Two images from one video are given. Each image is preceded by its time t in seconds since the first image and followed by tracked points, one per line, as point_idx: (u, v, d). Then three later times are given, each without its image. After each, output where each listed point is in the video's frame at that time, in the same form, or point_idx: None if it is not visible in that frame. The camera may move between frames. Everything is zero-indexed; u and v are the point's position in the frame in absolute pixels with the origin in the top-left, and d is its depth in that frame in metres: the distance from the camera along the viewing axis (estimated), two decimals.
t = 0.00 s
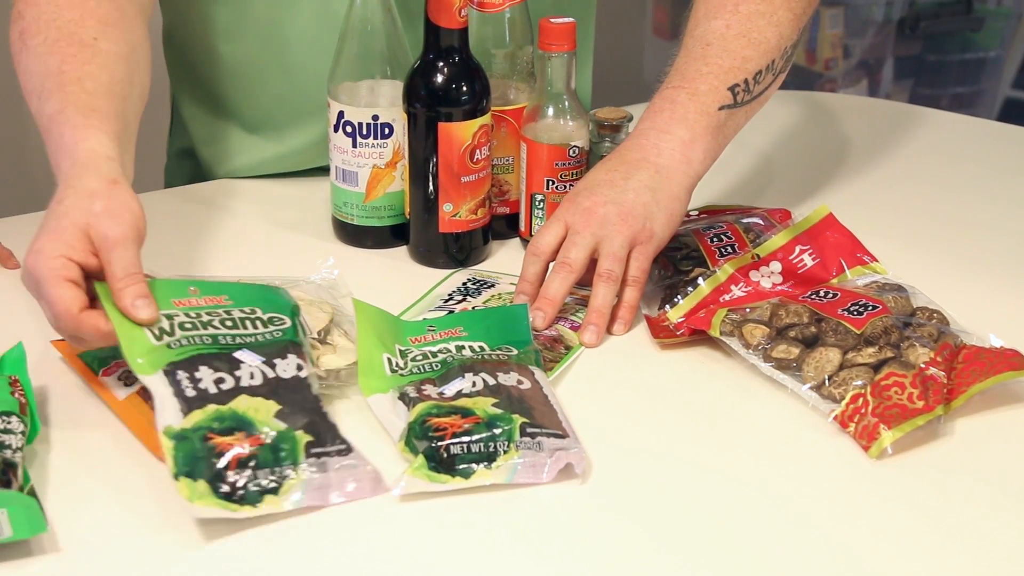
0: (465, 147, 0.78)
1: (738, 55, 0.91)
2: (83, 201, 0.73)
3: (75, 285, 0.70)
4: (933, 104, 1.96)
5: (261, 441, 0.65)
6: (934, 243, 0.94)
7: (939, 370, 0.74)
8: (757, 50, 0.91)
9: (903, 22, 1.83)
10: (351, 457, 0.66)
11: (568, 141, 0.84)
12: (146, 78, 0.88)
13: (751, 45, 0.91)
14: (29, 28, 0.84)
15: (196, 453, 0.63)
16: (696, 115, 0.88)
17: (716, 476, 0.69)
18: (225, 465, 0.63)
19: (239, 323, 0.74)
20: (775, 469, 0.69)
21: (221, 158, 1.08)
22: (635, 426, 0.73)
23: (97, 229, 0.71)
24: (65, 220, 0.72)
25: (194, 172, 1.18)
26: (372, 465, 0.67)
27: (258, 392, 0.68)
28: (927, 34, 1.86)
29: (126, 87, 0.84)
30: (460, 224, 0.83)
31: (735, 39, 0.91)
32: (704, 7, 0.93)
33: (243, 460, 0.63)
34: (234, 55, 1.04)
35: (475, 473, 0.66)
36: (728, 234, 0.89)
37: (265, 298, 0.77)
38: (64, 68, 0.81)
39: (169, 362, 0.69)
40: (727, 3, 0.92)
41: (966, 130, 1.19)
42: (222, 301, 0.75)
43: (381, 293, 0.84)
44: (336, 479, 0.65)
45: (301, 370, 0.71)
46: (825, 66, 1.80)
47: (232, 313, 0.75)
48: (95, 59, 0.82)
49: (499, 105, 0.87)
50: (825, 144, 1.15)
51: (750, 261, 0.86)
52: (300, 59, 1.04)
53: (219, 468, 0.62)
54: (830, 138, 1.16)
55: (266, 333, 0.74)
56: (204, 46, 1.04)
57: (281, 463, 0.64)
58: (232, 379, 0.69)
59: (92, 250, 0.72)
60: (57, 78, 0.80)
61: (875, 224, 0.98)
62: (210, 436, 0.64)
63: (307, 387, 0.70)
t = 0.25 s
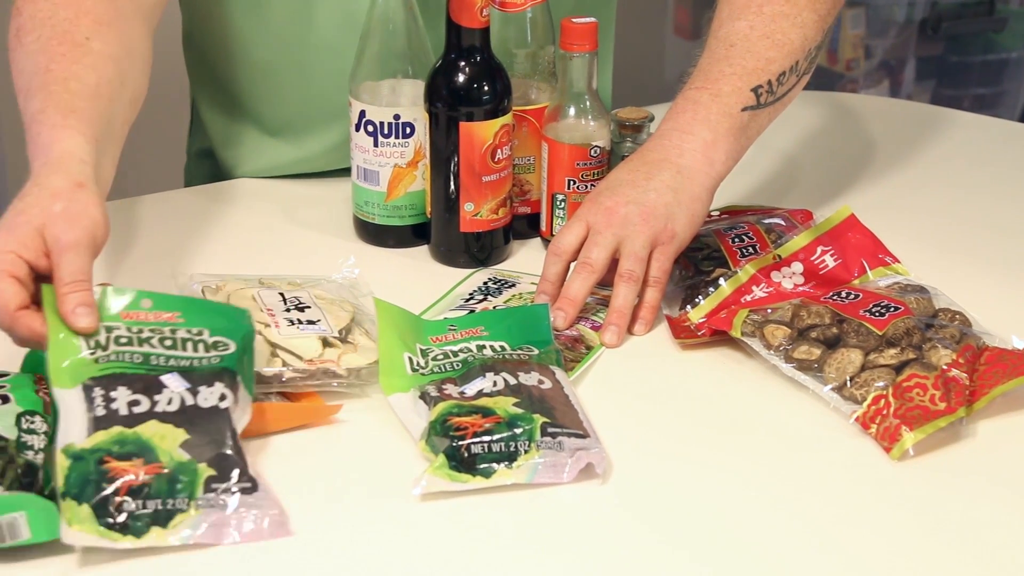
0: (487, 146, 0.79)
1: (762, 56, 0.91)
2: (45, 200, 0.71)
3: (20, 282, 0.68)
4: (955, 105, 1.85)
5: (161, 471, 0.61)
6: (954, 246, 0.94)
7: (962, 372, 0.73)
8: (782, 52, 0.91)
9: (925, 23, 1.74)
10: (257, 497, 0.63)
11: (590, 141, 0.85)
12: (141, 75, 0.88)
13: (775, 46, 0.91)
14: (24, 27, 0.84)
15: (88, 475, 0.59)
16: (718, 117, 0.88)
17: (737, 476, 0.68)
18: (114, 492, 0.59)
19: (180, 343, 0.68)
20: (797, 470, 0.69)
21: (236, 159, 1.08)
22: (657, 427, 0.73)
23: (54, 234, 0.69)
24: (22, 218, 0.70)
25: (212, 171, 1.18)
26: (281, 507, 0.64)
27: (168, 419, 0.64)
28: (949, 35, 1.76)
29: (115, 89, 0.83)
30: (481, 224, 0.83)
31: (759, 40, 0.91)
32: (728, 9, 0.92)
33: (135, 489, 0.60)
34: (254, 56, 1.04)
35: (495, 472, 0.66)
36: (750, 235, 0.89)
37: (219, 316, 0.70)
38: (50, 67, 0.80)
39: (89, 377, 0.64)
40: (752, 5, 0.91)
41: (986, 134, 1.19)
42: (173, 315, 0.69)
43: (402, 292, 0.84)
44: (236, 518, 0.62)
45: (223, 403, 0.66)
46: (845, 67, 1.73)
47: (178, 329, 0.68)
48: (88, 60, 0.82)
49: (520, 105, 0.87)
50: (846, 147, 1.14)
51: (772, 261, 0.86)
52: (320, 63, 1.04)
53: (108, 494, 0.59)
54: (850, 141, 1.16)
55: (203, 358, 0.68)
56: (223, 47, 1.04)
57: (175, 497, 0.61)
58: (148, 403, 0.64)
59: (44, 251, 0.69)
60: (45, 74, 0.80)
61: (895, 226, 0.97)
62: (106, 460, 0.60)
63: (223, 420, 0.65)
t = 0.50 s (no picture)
0: (502, 146, 0.79)
1: (780, 58, 0.91)
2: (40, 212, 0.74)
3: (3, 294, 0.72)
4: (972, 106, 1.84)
5: (149, 485, 0.62)
6: (970, 247, 0.93)
7: (978, 373, 0.73)
8: (799, 53, 0.91)
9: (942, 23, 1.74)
10: (247, 502, 0.64)
11: (606, 141, 0.84)
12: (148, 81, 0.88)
13: (792, 48, 0.91)
14: (33, 34, 0.83)
15: (77, 497, 0.61)
16: (736, 117, 0.88)
17: (752, 477, 0.68)
18: (106, 510, 0.61)
19: (168, 365, 0.72)
20: (812, 470, 0.69)
21: (251, 161, 1.09)
22: (673, 427, 0.73)
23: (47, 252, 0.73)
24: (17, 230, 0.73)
25: (228, 171, 1.19)
26: (275, 506, 0.65)
27: (156, 435, 0.66)
28: (967, 35, 1.76)
29: (119, 101, 0.84)
30: (497, 223, 0.83)
31: (777, 42, 0.91)
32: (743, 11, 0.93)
33: (124, 505, 0.61)
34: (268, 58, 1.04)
35: (510, 472, 0.66)
36: (765, 235, 0.89)
37: (206, 339, 0.75)
38: (56, 76, 0.81)
39: (80, 405, 0.68)
40: (770, 6, 0.91)
41: (1004, 135, 1.18)
42: (162, 342, 0.74)
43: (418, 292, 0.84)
44: (227, 525, 0.63)
45: (209, 413, 0.68)
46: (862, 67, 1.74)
47: (166, 354, 0.73)
48: (90, 67, 0.82)
49: (536, 105, 0.87)
50: (863, 148, 1.14)
51: (787, 261, 0.85)
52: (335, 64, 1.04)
53: (98, 513, 0.61)
54: (865, 142, 1.16)
55: (190, 376, 0.71)
56: (238, 46, 1.05)
57: (167, 508, 0.62)
58: (136, 423, 0.67)
59: (35, 264, 0.73)
60: (50, 82, 0.80)
61: (911, 227, 0.97)
62: (95, 479, 0.62)
63: (211, 431, 0.67)
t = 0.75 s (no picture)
0: (516, 145, 0.79)
1: (796, 60, 0.91)
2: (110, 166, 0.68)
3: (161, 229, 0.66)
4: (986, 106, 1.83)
5: (163, 485, 0.63)
6: (984, 249, 0.93)
7: (992, 373, 0.73)
8: (814, 54, 0.91)
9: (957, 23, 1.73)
10: (260, 501, 0.64)
11: (619, 140, 0.84)
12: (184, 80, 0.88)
13: (808, 50, 0.91)
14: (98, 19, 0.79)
15: (91, 496, 0.61)
16: (750, 117, 0.88)
17: (767, 477, 0.68)
18: (118, 510, 0.61)
19: (182, 363, 0.73)
20: (826, 470, 0.69)
21: (267, 157, 1.09)
22: (686, 427, 0.73)
23: (196, 189, 0.68)
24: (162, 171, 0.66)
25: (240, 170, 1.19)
26: (289, 507, 0.65)
27: (170, 434, 0.66)
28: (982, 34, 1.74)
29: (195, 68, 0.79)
30: (510, 223, 0.83)
31: (793, 43, 0.91)
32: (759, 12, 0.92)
33: (138, 505, 0.62)
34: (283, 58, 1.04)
35: (523, 472, 0.66)
36: (779, 235, 0.89)
37: (220, 338, 0.75)
38: (147, 49, 0.76)
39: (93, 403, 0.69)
40: (786, 7, 0.91)
41: (1018, 137, 1.18)
42: (175, 341, 0.75)
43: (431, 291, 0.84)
44: (242, 524, 0.63)
45: (223, 412, 0.69)
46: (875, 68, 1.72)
47: (179, 353, 0.74)
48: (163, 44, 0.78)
49: (550, 104, 0.87)
50: (876, 148, 1.14)
51: (801, 261, 0.85)
52: (348, 64, 1.05)
53: (112, 513, 0.61)
54: (878, 143, 1.15)
55: (203, 375, 0.72)
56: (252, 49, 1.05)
57: (180, 507, 0.62)
58: (149, 422, 0.67)
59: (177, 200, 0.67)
60: (142, 57, 0.76)
61: (924, 229, 0.97)
62: (109, 479, 0.62)
63: (225, 429, 0.67)
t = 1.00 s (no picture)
0: (525, 144, 0.79)
1: (806, 58, 0.91)
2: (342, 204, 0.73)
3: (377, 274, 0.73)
4: (996, 106, 1.80)
5: (172, 483, 0.63)
6: (993, 250, 0.93)
7: (1001, 374, 0.73)
8: (824, 53, 0.91)
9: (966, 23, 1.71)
10: (269, 500, 0.64)
11: (629, 139, 0.84)
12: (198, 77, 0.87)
13: (818, 49, 0.91)
14: (196, 33, 0.81)
15: (100, 494, 0.62)
16: (760, 117, 0.88)
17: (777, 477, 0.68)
18: (128, 508, 0.61)
19: (191, 362, 0.73)
20: (835, 470, 0.69)
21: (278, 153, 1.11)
22: (696, 427, 0.73)
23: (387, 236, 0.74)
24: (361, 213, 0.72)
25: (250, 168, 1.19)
26: (298, 506, 0.65)
27: (179, 433, 0.66)
28: (992, 35, 1.72)
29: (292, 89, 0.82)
30: (519, 222, 0.83)
31: (803, 43, 0.91)
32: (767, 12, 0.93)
33: (147, 503, 0.62)
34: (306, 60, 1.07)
35: (531, 471, 0.66)
36: (789, 235, 0.89)
37: (229, 337, 0.76)
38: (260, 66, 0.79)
39: (103, 402, 0.69)
40: (795, 6, 0.92)
41: None
42: (185, 339, 0.75)
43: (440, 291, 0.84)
44: (250, 523, 0.62)
45: (232, 411, 0.69)
46: (885, 66, 1.73)
47: (188, 352, 0.74)
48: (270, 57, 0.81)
49: (559, 103, 0.87)
50: (885, 149, 1.14)
51: (810, 261, 0.85)
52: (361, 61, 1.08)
53: (122, 510, 0.61)
54: (887, 143, 1.15)
55: (213, 373, 0.72)
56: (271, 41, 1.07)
57: (189, 506, 0.62)
58: (158, 420, 0.67)
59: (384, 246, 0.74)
60: (257, 75, 0.78)
61: (933, 230, 0.96)
62: (118, 477, 0.63)
63: (234, 428, 0.67)
